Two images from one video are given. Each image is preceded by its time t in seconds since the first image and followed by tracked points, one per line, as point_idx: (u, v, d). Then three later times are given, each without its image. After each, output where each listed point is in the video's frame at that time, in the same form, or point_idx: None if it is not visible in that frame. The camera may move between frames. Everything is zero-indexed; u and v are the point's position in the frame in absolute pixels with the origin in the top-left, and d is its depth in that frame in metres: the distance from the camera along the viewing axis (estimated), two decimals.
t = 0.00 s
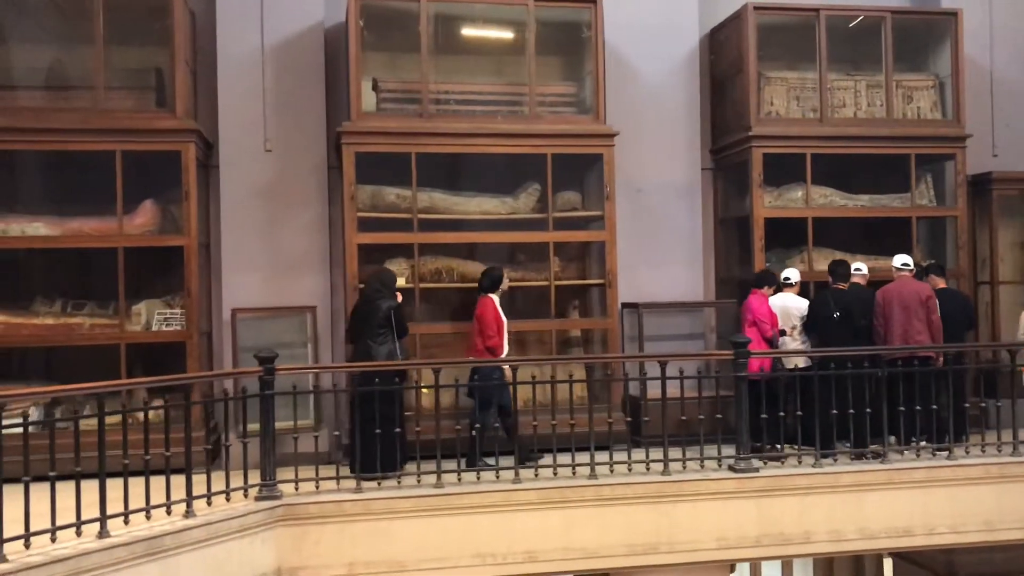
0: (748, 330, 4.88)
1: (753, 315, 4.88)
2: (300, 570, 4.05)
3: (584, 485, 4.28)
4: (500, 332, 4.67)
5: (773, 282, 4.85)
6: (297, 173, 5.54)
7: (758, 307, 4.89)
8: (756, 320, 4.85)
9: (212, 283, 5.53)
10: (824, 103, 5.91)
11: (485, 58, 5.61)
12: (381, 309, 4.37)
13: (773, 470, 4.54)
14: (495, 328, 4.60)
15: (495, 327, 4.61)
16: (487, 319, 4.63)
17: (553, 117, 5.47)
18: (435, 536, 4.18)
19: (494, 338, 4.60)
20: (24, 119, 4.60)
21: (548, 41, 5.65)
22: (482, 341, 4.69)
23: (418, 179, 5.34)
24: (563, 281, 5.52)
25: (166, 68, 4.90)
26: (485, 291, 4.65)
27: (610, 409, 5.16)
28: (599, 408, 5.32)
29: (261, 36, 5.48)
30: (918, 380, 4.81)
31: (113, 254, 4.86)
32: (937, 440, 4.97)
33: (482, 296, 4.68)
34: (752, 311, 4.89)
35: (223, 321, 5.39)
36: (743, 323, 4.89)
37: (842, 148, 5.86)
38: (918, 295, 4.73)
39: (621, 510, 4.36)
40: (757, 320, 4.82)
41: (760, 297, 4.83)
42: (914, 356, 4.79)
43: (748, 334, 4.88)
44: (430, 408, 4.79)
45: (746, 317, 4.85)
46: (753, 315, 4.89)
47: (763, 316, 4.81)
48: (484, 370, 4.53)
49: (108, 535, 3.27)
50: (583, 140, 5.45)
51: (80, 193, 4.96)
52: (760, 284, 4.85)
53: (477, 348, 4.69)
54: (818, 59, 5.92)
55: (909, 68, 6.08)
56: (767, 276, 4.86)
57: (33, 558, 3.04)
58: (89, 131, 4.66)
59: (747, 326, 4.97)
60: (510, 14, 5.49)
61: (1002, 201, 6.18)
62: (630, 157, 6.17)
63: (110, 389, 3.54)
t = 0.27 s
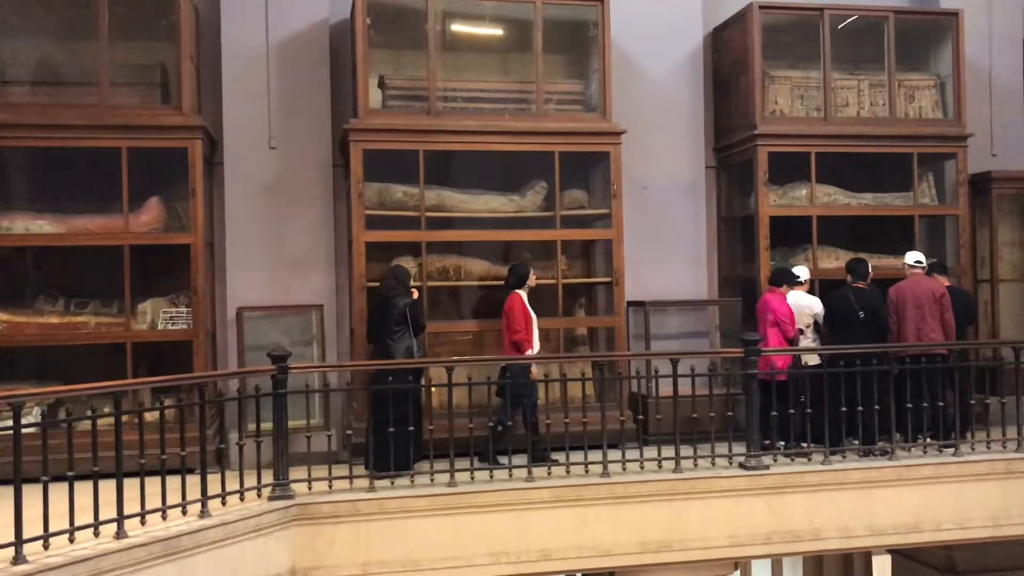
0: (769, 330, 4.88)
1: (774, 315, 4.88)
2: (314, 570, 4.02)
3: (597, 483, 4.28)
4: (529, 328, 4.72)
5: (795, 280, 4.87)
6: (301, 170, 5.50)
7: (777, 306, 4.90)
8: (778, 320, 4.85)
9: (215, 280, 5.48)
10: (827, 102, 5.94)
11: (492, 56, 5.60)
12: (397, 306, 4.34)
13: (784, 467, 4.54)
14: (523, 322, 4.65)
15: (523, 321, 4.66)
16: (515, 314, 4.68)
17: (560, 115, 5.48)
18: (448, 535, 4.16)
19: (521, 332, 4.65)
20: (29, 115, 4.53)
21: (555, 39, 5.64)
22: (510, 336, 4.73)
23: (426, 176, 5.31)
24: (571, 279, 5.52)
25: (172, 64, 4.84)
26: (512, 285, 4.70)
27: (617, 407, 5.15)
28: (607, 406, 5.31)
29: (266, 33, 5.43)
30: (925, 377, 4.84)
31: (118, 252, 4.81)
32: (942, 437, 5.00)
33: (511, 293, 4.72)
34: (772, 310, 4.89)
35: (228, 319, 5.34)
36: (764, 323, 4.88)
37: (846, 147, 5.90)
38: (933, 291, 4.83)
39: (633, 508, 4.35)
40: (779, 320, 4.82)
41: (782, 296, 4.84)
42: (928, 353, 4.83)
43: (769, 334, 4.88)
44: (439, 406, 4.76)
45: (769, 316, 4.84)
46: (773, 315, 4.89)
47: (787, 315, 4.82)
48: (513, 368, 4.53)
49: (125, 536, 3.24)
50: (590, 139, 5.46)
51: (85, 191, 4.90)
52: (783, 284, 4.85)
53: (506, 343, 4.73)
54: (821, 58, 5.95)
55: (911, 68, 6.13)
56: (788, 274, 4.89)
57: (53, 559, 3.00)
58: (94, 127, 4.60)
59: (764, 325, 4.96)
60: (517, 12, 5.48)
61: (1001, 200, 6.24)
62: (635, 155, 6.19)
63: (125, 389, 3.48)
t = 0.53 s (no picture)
0: (781, 332, 4.89)
1: (783, 316, 4.90)
2: (321, 570, 4.01)
3: (601, 482, 4.30)
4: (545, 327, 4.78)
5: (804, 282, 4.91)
6: (301, 169, 5.48)
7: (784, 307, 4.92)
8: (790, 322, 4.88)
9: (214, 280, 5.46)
10: (820, 104, 6.03)
11: (491, 57, 5.62)
12: (401, 303, 4.40)
13: (783, 465, 4.59)
14: (541, 320, 4.70)
15: (540, 319, 4.71)
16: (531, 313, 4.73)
17: (558, 116, 5.51)
18: (454, 534, 4.16)
19: (539, 330, 4.70)
20: (27, 113, 4.47)
21: (553, 40, 5.67)
22: (528, 335, 4.77)
23: (425, 176, 5.31)
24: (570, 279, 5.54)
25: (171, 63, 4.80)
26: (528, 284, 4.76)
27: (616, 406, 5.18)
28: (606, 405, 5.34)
29: (263, 33, 5.40)
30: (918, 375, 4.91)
31: (116, 252, 4.75)
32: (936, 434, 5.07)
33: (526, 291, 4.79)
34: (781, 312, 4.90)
35: (227, 319, 5.32)
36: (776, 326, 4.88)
37: (838, 148, 5.98)
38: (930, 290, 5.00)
39: (636, 506, 4.37)
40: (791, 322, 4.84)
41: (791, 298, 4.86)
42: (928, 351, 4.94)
43: (780, 336, 4.90)
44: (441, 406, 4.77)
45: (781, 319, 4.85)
46: (782, 316, 4.90)
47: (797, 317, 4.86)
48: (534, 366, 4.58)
49: (136, 538, 3.21)
50: (589, 139, 5.49)
51: (82, 191, 4.84)
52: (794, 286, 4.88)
53: (526, 342, 4.76)
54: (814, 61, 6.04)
55: (900, 71, 6.23)
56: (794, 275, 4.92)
57: (65, 562, 2.97)
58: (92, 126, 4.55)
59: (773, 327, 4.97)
60: (516, 13, 5.51)
61: (987, 201, 6.35)
62: (631, 157, 6.32)
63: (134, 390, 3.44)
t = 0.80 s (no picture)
0: (782, 329, 4.92)
1: (784, 314, 4.93)
2: (320, 571, 3.96)
3: (600, 479, 4.29)
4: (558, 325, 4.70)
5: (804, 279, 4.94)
6: (293, 166, 5.41)
7: (785, 305, 4.95)
8: (791, 319, 4.90)
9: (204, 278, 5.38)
10: (810, 103, 6.07)
11: (486, 54, 5.60)
12: (405, 299, 4.43)
13: (780, 462, 4.60)
14: (552, 319, 4.63)
15: (552, 317, 4.64)
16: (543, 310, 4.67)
17: (553, 113, 5.49)
18: (453, 532, 4.12)
19: (552, 328, 4.63)
20: (14, 108, 4.37)
21: (547, 37, 5.66)
22: (538, 333, 4.70)
23: (420, 174, 5.27)
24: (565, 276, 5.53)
25: (162, 57, 4.71)
26: (540, 283, 4.70)
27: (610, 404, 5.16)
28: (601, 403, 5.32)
29: (254, 27, 5.33)
30: (909, 372, 4.95)
31: (105, 250, 4.66)
32: (928, 431, 5.10)
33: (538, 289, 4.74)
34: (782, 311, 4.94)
35: (219, 317, 5.25)
36: (777, 324, 4.90)
37: (829, 146, 6.03)
38: (927, 289, 5.03)
39: (636, 503, 4.37)
40: (792, 319, 4.87)
41: (792, 295, 4.89)
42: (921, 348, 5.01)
43: (780, 333, 4.92)
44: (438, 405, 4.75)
45: (782, 316, 4.88)
46: (783, 314, 4.93)
47: (798, 314, 4.89)
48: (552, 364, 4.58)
49: (137, 540, 3.15)
50: (583, 137, 5.48)
51: (71, 187, 4.74)
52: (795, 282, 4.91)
53: (536, 340, 4.68)
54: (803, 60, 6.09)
55: (888, 71, 6.31)
56: (795, 272, 4.96)
57: (67, 565, 2.90)
58: (82, 121, 4.47)
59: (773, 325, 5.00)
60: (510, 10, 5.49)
61: (974, 200, 6.43)
62: (623, 154, 6.33)
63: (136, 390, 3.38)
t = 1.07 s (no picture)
0: (777, 327, 4.97)
1: (780, 313, 4.97)
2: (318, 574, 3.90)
3: (599, 479, 4.27)
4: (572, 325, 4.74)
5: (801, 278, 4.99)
6: (282, 163, 5.33)
7: (781, 304, 5.00)
8: (786, 318, 4.95)
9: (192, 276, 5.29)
10: (799, 102, 6.11)
11: (479, 52, 5.56)
12: (417, 300, 4.54)
13: (775, 460, 4.61)
14: (568, 320, 4.66)
15: (568, 318, 4.67)
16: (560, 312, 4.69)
17: (547, 112, 5.46)
18: (452, 533, 4.08)
19: (568, 330, 4.66)
20: None
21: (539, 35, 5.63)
22: (553, 333, 4.72)
23: (413, 172, 5.22)
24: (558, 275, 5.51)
25: (150, 51, 4.61)
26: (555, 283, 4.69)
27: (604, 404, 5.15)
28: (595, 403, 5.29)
29: (243, 21, 5.23)
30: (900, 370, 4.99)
31: (93, 248, 4.55)
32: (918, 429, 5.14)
33: (553, 289, 4.74)
34: (778, 309, 4.99)
35: (208, 317, 5.16)
36: (772, 321, 4.96)
37: (817, 146, 6.08)
38: (918, 288, 5.09)
39: (634, 503, 4.35)
40: (788, 318, 4.92)
41: (789, 294, 4.94)
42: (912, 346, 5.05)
43: (776, 331, 4.98)
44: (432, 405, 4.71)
45: (778, 315, 4.93)
46: (779, 312, 4.98)
47: (794, 313, 4.94)
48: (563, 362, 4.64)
49: (137, 544, 3.07)
50: (576, 135, 5.47)
51: (56, 184, 4.62)
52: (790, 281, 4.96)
53: (549, 340, 4.71)
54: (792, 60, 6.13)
55: (875, 71, 6.37)
56: (794, 271, 5.00)
57: (66, 571, 2.83)
58: (69, 116, 4.36)
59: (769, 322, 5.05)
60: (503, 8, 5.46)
61: (958, 199, 6.52)
62: (613, 153, 6.33)
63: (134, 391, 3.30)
